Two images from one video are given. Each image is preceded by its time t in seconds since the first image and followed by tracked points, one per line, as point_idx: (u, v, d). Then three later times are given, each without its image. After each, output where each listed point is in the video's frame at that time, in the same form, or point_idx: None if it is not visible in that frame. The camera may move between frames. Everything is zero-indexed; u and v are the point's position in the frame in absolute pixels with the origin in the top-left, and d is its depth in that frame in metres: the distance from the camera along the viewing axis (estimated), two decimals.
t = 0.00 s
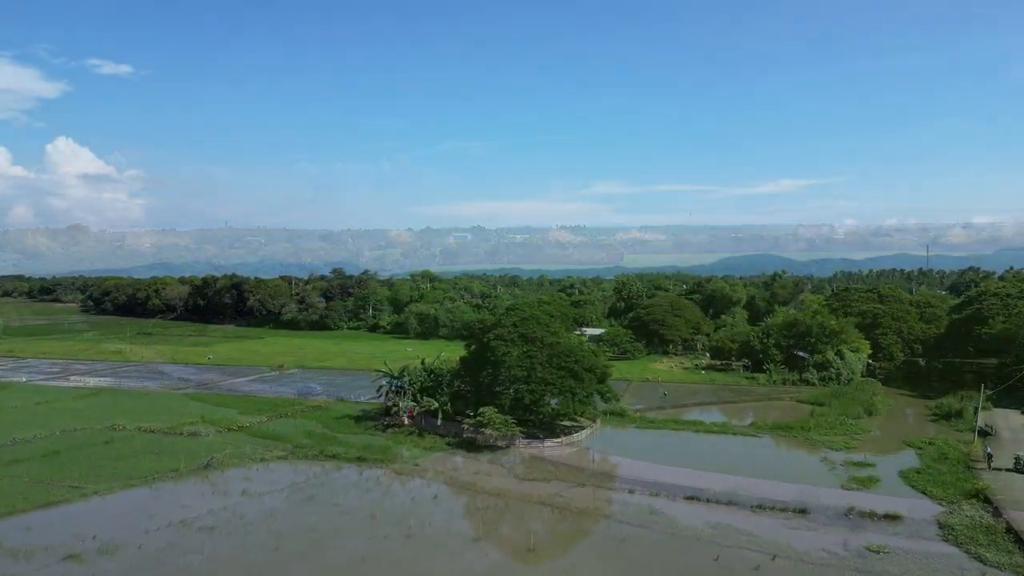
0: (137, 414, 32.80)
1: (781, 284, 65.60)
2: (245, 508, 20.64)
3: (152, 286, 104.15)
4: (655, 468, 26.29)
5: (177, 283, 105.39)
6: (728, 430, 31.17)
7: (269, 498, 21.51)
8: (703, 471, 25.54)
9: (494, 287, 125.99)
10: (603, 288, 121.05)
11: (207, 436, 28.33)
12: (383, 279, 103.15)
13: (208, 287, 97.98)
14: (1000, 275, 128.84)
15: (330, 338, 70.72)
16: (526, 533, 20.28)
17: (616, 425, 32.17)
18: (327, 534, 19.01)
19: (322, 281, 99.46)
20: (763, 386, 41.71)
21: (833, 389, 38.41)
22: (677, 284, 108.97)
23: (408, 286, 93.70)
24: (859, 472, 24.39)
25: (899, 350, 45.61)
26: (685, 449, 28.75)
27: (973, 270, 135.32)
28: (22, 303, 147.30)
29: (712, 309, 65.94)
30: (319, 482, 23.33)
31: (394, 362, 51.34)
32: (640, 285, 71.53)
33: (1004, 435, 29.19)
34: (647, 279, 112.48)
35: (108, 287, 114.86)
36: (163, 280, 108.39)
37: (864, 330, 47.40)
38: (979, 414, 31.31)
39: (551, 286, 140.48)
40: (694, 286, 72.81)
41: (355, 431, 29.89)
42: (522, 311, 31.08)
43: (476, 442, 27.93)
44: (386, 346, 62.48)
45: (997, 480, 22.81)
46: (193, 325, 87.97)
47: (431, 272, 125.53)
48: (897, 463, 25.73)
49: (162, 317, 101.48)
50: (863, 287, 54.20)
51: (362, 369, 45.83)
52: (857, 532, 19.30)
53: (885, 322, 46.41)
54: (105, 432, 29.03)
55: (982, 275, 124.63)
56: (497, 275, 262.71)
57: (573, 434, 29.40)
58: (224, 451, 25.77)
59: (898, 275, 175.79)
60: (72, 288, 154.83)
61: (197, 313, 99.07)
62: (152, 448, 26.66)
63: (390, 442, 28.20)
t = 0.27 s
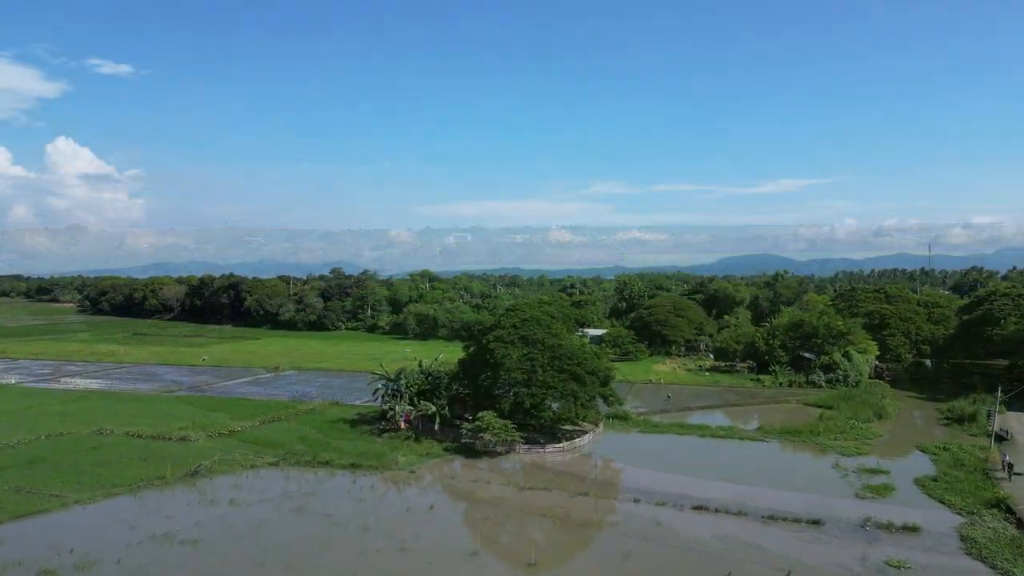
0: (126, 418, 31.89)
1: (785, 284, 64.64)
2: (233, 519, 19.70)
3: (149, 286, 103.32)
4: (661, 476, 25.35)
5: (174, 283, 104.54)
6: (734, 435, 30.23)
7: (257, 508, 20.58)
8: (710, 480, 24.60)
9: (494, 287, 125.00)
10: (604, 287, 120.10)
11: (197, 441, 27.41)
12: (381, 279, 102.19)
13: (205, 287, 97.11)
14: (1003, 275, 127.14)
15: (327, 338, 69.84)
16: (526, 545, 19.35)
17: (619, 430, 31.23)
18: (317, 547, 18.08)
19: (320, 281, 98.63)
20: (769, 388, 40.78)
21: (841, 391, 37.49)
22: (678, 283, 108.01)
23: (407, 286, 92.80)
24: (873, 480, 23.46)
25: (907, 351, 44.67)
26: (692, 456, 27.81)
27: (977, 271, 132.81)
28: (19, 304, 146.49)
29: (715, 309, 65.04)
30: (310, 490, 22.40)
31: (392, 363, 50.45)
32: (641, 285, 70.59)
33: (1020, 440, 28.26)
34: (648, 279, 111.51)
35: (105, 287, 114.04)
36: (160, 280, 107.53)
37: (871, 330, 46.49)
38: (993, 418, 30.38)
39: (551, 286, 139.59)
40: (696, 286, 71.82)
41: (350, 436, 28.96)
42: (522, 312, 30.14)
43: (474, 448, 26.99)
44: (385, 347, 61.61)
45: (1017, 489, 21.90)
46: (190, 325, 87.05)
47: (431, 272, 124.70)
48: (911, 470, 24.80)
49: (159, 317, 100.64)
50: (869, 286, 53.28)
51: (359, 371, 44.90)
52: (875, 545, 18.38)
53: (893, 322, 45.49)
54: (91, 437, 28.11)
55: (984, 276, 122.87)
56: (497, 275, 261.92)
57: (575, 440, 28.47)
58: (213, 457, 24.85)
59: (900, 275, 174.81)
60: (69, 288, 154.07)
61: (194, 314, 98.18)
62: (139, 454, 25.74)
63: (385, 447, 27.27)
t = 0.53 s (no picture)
0: (115, 422, 30.97)
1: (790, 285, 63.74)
2: (218, 530, 18.77)
3: (146, 286, 102.45)
4: (667, 485, 24.44)
5: (171, 283, 103.67)
6: (742, 440, 29.28)
7: (245, 519, 19.64)
8: (718, 489, 23.66)
9: (494, 287, 124.09)
10: (605, 287, 119.26)
11: (186, 446, 26.47)
12: (380, 278, 101.25)
13: (202, 287, 96.20)
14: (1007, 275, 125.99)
15: (325, 339, 68.94)
16: (527, 557, 18.43)
17: (623, 434, 30.32)
18: (306, 560, 17.15)
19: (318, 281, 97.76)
20: (775, 391, 39.86)
21: (849, 394, 36.54)
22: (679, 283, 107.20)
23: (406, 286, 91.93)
24: (888, 488, 22.55)
25: (916, 353, 43.76)
26: (698, 462, 26.91)
27: (981, 271, 131.68)
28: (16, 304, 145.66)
29: (718, 309, 64.14)
30: (301, 499, 21.47)
31: (390, 365, 49.54)
32: (643, 285, 69.67)
33: None
34: (648, 280, 110.62)
35: (101, 287, 113.14)
36: (157, 280, 106.66)
37: (878, 331, 45.55)
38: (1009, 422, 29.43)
39: (552, 286, 138.77)
40: (699, 286, 70.91)
41: (345, 441, 28.05)
42: (522, 313, 29.22)
43: (473, 453, 26.06)
44: (383, 348, 60.71)
45: None
46: (186, 326, 86.12)
47: (430, 273, 123.89)
48: (927, 477, 23.88)
49: (156, 317, 99.76)
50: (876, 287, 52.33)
51: (356, 373, 43.96)
52: (894, 558, 17.47)
53: (900, 323, 44.57)
54: (77, 443, 27.17)
55: (988, 276, 121.90)
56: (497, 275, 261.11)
57: (578, 445, 27.52)
58: (200, 464, 23.93)
59: (902, 275, 174.00)
60: (67, 288, 153.42)
61: (191, 314, 97.29)
62: (125, 460, 24.81)
63: (381, 453, 26.34)
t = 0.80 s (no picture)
0: (102, 427, 30.03)
1: (794, 285, 62.77)
2: (203, 544, 17.84)
3: (143, 286, 101.52)
4: (673, 494, 23.51)
5: (168, 283, 102.75)
6: (749, 446, 28.32)
7: (231, 531, 18.70)
8: (727, 499, 22.75)
9: (494, 287, 123.14)
10: (606, 287, 118.28)
11: (173, 453, 25.52)
12: (379, 278, 100.32)
13: (199, 287, 95.29)
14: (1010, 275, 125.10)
15: (322, 340, 68.00)
16: (529, 571, 17.49)
17: (626, 439, 29.38)
18: None
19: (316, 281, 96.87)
20: (781, 394, 38.93)
21: (858, 397, 35.60)
22: (681, 283, 106.31)
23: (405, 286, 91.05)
24: (904, 498, 21.63)
25: (925, 355, 42.81)
26: (704, 469, 25.98)
27: (983, 271, 130.64)
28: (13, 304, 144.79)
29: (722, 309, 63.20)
30: (292, 509, 20.53)
31: (388, 367, 48.62)
32: (645, 285, 68.72)
33: None
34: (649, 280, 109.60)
35: (98, 287, 112.23)
36: (154, 280, 105.76)
37: (886, 333, 44.57)
38: None
39: (552, 286, 137.89)
40: (702, 286, 69.91)
41: (339, 446, 27.12)
42: (522, 315, 28.27)
43: (471, 460, 25.11)
44: (381, 349, 59.80)
45: None
46: (183, 326, 85.20)
47: (430, 273, 122.99)
48: (945, 486, 22.95)
49: (152, 318, 98.82)
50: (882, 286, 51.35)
51: (352, 375, 43.02)
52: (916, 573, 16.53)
53: (909, 324, 43.59)
54: (61, 449, 26.22)
55: (991, 276, 121.19)
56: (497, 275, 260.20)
57: (580, 452, 26.56)
58: (188, 471, 23.02)
59: (905, 275, 173.03)
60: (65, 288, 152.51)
61: (188, 314, 96.40)
62: (110, 467, 23.86)
63: (376, 459, 25.41)
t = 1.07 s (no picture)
0: (89, 432, 29.11)
1: (798, 285, 61.85)
2: (186, 559, 16.87)
3: (140, 286, 100.63)
4: (680, 502, 22.59)
5: (165, 283, 101.87)
6: (758, 452, 27.36)
7: (217, 545, 17.74)
8: (737, 508, 21.83)
9: (494, 287, 122.23)
10: (607, 287, 117.33)
11: (160, 460, 24.57)
12: (378, 278, 99.36)
13: (196, 287, 94.39)
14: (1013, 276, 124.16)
15: (320, 341, 67.11)
16: None
17: (630, 445, 28.44)
18: None
19: (315, 281, 95.99)
20: (787, 397, 38.01)
21: (867, 401, 34.69)
22: (682, 283, 105.40)
23: (404, 286, 90.18)
24: (923, 509, 20.73)
25: (934, 356, 41.90)
26: (711, 475, 25.05)
27: (987, 271, 129.51)
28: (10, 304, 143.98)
29: (725, 310, 62.30)
30: (281, 520, 19.57)
31: (386, 369, 47.70)
32: (647, 285, 67.81)
33: None
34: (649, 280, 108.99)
35: (94, 287, 111.39)
36: (151, 280, 104.90)
37: (894, 334, 43.65)
38: None
39: (551, 286, 137.18)
40: (705, 286, 68.95)
41: (332, 452, 26.19)
42: (522, 316, 27.36)
43: (470, 467, 24.17)
44: (379, 350, 58.91)
45: None
46: (180, 327, 84.25)
47: (429, 273, 122.17)
48: (964, 495, 22.04)
49: (149, 318, 97.96)
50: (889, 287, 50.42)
51: (349, 378, 42.09)
52: None
53: (917, 325, 42.65)
54: (44, 456, 25.28)
55: (994, 275, 120.66)
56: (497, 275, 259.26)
57: (582, 459, 25.60)
58: (174, 480, 22.10)
59: (907, 275, 172.18)
60: (63, 288, 151.90)
61: (185, 315, 95.46)
62: (93, 476, 22.92)
63: (371, 466, 24.46)
